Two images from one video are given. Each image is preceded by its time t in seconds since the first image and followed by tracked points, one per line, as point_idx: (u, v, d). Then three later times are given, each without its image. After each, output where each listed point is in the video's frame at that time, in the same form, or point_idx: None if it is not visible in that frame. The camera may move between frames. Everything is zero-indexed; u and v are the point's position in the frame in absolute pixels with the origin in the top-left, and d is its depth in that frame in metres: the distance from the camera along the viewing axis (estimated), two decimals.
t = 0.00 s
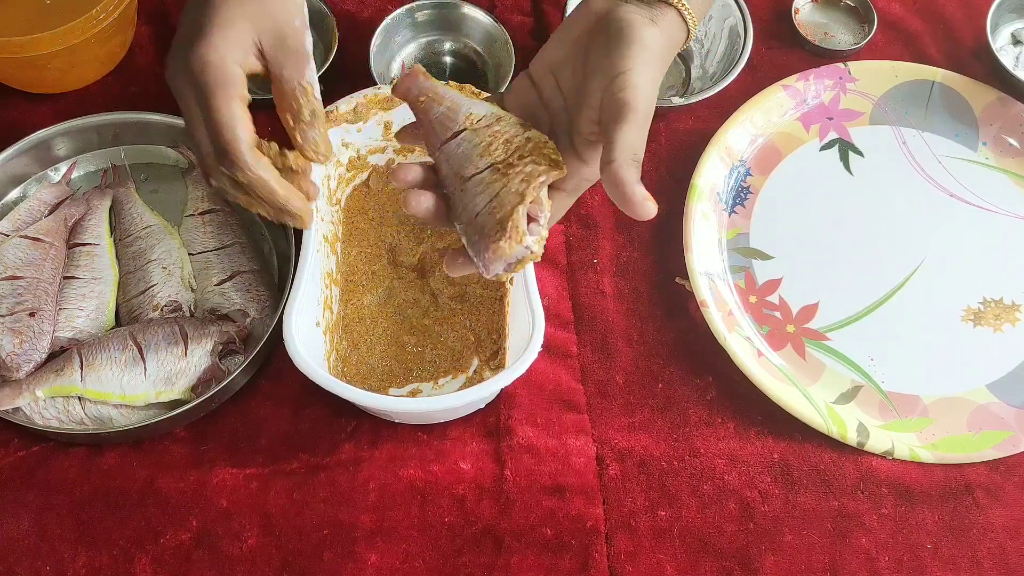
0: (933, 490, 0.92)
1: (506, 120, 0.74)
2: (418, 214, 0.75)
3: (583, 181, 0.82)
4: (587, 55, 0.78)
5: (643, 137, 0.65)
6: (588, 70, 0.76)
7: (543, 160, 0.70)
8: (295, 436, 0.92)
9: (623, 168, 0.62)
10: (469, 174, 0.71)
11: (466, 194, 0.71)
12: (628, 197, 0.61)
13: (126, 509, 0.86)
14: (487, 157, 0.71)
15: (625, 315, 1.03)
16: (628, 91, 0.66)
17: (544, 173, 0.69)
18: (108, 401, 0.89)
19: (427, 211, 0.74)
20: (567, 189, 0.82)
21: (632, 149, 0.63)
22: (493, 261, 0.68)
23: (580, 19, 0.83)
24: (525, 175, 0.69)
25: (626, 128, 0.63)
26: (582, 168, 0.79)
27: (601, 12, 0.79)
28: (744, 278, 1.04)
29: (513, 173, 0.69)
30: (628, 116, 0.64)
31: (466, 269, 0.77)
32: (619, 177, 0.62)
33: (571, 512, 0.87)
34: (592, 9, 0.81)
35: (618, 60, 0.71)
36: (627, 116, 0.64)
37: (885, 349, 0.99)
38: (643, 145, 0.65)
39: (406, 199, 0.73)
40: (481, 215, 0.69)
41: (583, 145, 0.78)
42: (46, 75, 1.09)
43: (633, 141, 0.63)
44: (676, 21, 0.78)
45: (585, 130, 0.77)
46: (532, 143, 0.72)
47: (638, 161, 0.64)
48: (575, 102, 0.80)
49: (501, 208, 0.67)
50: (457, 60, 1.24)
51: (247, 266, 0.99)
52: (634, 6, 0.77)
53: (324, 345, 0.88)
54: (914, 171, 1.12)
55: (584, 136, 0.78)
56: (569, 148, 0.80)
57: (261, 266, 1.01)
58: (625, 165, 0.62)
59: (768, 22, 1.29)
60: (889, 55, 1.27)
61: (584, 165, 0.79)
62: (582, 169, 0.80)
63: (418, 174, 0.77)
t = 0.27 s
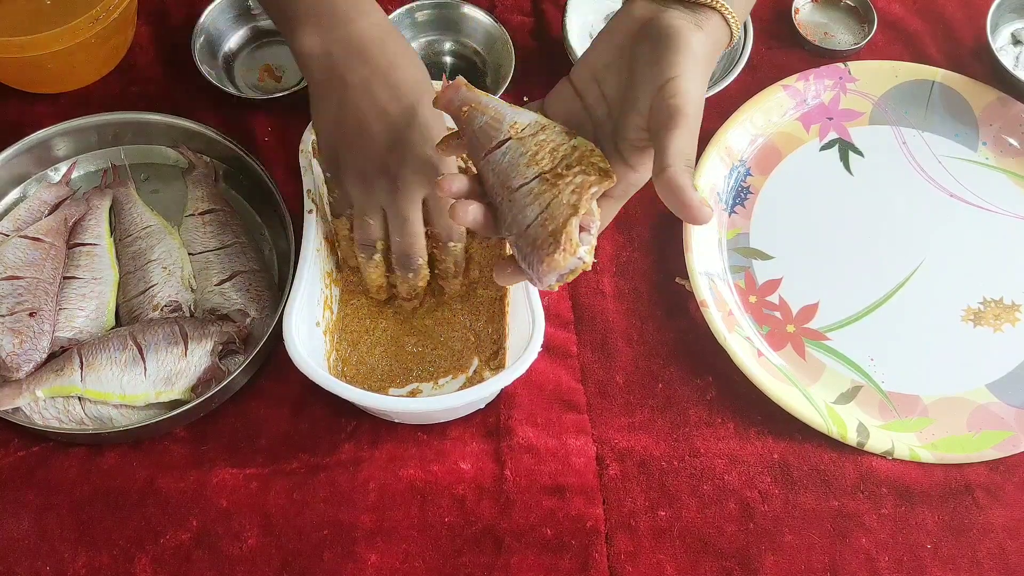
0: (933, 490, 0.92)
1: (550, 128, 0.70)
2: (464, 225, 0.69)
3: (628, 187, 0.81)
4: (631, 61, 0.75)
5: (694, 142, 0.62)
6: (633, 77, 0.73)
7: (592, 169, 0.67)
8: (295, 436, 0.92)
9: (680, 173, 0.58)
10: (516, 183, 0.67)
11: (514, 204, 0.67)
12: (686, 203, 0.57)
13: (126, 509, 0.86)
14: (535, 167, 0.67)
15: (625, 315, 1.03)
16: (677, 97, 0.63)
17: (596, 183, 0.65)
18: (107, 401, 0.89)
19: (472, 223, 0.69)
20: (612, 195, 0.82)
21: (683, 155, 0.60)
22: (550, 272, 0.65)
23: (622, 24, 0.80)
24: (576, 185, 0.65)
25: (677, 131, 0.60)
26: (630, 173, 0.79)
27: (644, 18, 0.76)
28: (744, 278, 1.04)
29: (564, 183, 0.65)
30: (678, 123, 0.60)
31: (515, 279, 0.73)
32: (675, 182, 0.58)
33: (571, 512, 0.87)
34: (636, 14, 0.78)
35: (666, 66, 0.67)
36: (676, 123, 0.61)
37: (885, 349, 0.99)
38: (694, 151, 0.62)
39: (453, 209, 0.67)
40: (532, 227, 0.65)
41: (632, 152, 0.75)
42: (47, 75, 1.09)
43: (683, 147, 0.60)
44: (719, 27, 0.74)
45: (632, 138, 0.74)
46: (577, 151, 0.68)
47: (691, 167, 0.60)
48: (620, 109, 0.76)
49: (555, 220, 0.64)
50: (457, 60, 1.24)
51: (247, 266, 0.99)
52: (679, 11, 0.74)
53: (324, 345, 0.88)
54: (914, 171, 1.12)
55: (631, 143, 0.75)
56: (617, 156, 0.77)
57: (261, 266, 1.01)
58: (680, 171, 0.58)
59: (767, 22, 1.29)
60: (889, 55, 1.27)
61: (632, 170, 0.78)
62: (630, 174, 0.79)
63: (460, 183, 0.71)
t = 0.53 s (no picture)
0: (933, 491, 0.92)
1: (564, 145, 0.73)
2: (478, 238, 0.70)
3: (644, 201, 0.81)
4: (646, 74, 0.77)
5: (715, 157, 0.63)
6: (648, 90, 0.74)
7: (608, 186, 0.69)
8: (295, 436, 0.92)
9: (702, 188, 0.58)
10: (532, 200, 0.70)
11: (530, 220, 0.69)
12: (710, 220, 0.56)
13: (126, 509, 0.86)
14: (550, 182, 0.70)
15: (625, 315, 1.03)
16: (697, 109, 0.64)
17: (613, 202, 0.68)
18: (107, 401, 0.89)
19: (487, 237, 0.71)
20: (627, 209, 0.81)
21: (704, 172, 0.60)
22: (566, 292, 0.67)
23: (634, 37, 0.81)
24: (594, 203, 0.68)
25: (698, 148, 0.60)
26: (646, 188, 0.79)
27: (658, 33, 0.78)
28: (744, 278, 1.04)
29: (581, 200, 0.68)
30: (699, 136, 0.61)
31: (525, 295, 0.74)
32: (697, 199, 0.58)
33: (571, 512, 0.87)
34: (649, 29, 0.80)
35: (683, 79, 0.69)
36: (697, 134, 0.62)
37: (884, 349, 0.99)
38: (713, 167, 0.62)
39: (466, 224, 0.68)
40: (549, 243, 0.68)
41: (647, 166, 0.77)
42: (47, 75, 1.09)
43: (704, 162, 0.60)
44: (733, 42, 0.77)
45: (648, 150, 0.75)
46: (592, 167, 0.71)
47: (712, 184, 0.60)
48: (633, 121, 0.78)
49: (573, 236, 0.67)
50: (457, 60, 1.24)
51: (247, 266, 0.99)
52: (694, 27, 0.76)
53: (324, 345, 0.88)
54: (915, 172, 1.12)
55: (647, 158, 0.76)
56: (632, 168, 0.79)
57: (261, 267, 1.01)
58: (702, 187, 0.58)
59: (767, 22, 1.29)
60: (889, 55, 1.27)
61: (649, 186, 0.79)
62: (647, 189, 0.79)
63: (473, 199, 0.74)
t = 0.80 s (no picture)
0: (934, 491, 0.92)
1: (567, 154, 0.73)
2: (478, 244, 0.73)
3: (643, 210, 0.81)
4: (650, 86, 0.78)
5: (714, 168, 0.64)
6: (650, 102, 0.75)
7: (609, 196, 0.69)
8: (295, 436, 0.92)
9: (701, 201, 0.59)
10: (532, 208, 0.71)
11: (530, 227, 0.71)
12: (708, 231, 0.57)
13: (126, 509, 0.86)
14: (550, 190, 0.71)
15: (625, 315, 1.03)
16: (699, 124, 0.65)
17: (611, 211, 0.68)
18: (107, 401, 0.89)
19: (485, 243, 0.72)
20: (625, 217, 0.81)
21: (704, 184, 0.61)
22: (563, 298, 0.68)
23: (638, 49, 0.82)
24: (593, 212, 0.69)
25: (699, 159, 0.61)
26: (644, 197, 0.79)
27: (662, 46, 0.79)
28: (744, 278, 1.04)
29: (580, 209, 0.69)
30: (700, 150, 0.62)
31: (524, 301, 0.76)
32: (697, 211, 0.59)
33: (571, 512, 0.87)
34: (653, 41, 0.81)
35: (686, 93, 0.70)
36: (700, 148, 0.63)
37: (884, 348, 0.99)
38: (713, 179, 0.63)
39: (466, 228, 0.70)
40: (549, 251, 0.69)
41: (647, 177, 0.77)
42: (47, 75, 1.09)
43: (704, 174, 0.61)
44: (735, 56, 0.78)
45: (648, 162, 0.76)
46: (593, 175, 0.71)
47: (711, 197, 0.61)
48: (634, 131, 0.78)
49: (572, 245, 0.68)
50: (457, 60, 1.24)
51: (247, 266, 1.00)
52: (696, 40, 0.78)
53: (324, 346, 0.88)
54: (915, 172, 1.12)
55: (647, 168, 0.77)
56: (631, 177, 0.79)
57: (261, 267, 1.01)
58: (701, 199, 0.59)
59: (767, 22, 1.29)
60: (889, 55, 1.27)
61: (648, 197, 0.79)
62: (646, 200, 0.80)
63: (474, 205, 0.76)
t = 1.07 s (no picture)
0: (934, 491, 0.92)
1: (564, 163, 0.73)
2: (477, 253, 0.72)
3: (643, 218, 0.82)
4: (648, 92, 0.78)
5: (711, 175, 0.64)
6: (648, 109, 0.75)
7: (606, 205, 0.70)
8: (295, 436, 0.92)
9: (699, 208, 0.59)
10: (531, 216, 0.71)
11: (529, 235, 0.70)
12: (705, 238, 0.57)
13: (126, 509, 0.86)
14: (549, 199, 0.71)
15: (625, 315, 1.03)
16: (695, 130, 0.65)
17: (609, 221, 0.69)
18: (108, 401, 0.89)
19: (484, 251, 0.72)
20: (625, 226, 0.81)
21: (700, 191, 0.61)
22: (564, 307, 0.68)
23: (636, 56, 0.82)
24: (592, 221, 0.69)
25: (696, 166, 0.62)
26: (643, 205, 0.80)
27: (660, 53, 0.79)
28: (744, 278, 1.04)
29: (579, 217, 0.69)
30: (697, 157, 0.63)
31: (524, 310, 0.76)
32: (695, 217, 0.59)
33: (571, 512, 0.87)
34: (651, 48, 0.81)
35: (683, 100, 0.70)
36: (696, 155, 0.63)
37: (884, 348, 0.99)
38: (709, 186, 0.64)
39: (466, 237, 0.70)
40: (547, 259, 0.69)
41: (646, 184, 0.78)
42: (47, 75, 1.09)
43: (700, 181, 0.62)
44: (733, 61, 0.78)
45: (647, 168, 0.76)
46: (591, 184, 0.71)
47: (707, 203, 0.61)
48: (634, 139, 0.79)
49: (571, 254, 0.68)
50: (457, 60, 1.24)
51: (247, 267, 1.00)
52: (694, 47, 0.78)
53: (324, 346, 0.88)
54: (916, 173, 1.12)
55: (646, 175, 0.77)
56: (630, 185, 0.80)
57: (261, 267, 1.01)
58: (699, 206, 0.59)
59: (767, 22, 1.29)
60: (889, 56, 1.27)
61: (645, 204, 0.80)
62: (644, 207, 0.81)
63: (474, 213, 0.75)
